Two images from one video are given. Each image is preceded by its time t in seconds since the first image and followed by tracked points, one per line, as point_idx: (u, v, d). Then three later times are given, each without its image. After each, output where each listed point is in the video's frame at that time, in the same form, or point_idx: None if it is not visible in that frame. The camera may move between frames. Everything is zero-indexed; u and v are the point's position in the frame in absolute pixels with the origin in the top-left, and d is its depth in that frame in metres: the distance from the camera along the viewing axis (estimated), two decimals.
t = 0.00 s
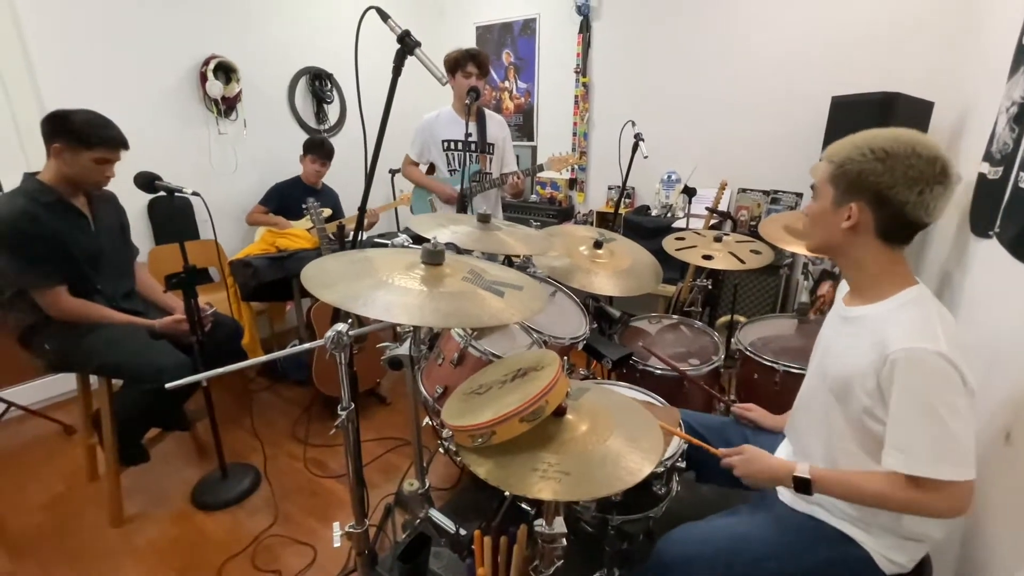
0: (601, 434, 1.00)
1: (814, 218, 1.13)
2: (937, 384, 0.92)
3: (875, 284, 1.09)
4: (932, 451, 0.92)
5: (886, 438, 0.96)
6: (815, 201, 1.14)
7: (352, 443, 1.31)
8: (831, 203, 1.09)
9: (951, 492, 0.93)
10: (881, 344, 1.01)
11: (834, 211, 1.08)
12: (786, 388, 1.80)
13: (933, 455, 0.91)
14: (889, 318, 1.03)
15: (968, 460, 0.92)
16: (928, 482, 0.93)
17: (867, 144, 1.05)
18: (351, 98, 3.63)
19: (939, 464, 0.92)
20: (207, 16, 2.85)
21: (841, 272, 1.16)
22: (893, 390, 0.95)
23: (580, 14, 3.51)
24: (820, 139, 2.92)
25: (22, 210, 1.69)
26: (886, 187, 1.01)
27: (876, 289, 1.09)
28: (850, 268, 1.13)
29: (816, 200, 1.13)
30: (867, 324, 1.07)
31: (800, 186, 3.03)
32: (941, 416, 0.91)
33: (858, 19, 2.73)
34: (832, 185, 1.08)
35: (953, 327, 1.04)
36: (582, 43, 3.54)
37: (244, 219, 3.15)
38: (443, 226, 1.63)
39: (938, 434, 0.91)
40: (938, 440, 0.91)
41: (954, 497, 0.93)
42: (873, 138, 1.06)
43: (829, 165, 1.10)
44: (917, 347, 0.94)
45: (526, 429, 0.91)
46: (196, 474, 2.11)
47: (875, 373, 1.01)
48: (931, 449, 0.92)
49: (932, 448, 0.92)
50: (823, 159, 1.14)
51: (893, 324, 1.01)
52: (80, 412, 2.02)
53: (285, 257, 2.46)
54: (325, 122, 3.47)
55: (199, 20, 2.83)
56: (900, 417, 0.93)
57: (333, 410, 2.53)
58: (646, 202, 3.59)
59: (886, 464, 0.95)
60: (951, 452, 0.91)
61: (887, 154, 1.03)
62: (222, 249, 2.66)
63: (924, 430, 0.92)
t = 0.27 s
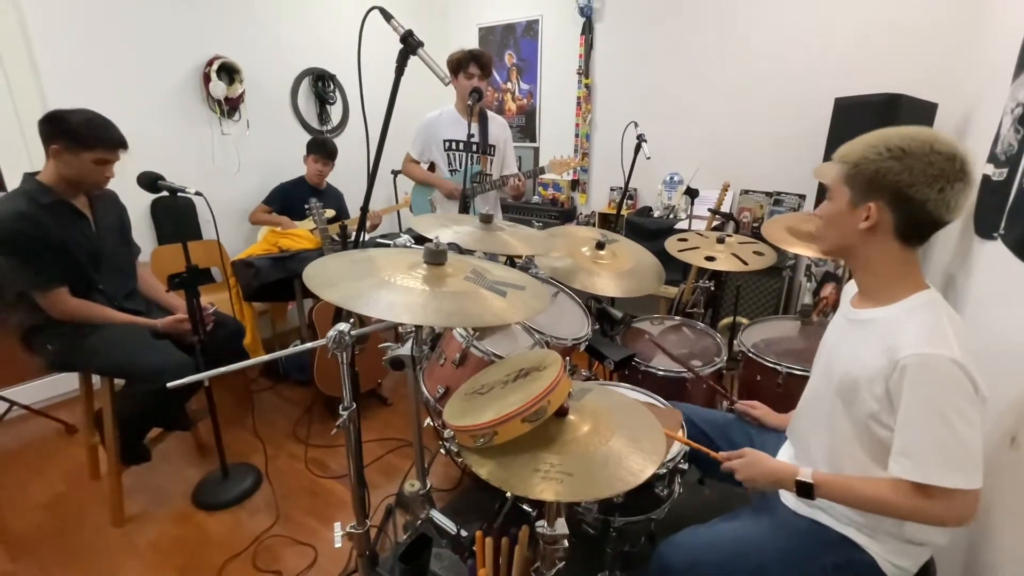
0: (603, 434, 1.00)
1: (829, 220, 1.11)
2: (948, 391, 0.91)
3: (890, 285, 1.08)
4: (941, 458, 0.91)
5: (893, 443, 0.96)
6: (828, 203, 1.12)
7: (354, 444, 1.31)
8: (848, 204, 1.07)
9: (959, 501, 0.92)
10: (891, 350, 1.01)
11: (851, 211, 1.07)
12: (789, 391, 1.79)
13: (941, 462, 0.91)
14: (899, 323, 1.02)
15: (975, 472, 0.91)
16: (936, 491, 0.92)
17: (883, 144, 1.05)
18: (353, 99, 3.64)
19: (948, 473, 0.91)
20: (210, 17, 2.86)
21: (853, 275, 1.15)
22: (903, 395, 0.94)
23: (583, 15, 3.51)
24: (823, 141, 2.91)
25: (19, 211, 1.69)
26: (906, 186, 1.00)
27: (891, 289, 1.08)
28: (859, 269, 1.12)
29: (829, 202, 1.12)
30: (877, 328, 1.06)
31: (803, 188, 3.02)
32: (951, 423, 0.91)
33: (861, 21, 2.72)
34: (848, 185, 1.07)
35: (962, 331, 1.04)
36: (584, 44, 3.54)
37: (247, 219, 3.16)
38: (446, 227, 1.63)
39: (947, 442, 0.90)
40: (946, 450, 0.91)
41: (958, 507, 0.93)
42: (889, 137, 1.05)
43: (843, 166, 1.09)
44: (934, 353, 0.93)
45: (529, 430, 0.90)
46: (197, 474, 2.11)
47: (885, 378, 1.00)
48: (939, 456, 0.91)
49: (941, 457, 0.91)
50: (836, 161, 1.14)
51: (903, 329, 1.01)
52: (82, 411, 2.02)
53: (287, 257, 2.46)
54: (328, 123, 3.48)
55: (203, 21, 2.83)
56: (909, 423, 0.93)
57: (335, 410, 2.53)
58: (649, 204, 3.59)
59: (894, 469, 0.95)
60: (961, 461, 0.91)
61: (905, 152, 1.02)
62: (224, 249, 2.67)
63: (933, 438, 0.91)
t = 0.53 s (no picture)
0: (604, 435, 1.00)
1: (837, 220, 1.10)
2: (960, 387, 0.91)
3: (895, 284, 1.08)
4: (955, 456, 0.90)
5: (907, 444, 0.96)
6: (837, 202, 1.10)
7: (355, 445, 1.31)
8: (863, 203, 1.06)
9: (975, 499, 0.91)
10: (899, 350, 1.00)
11: (867, 210, 1.05)
12: (791, 393, 1.79)
13: (955, 460, 0.90)
14: (905, 323, 1.02)
15: (991, 466, 0.91)
16: (950, 488, 0.92)
17: (901, 142, 1.04)
18: (356, 100, 3.64)
19: (963, 469, 0.90)
20: (213, 19, 2.87)
21: (854, 273, 1.14)
22: (914, 395, 0.94)
23: (585, 17, 3.51)
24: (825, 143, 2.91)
25: (22, 211, 1.70)
26: (929, 185, 1.00)
27: (894, 288, 1.08)
28: (862, 270, 1.11)
29: (838, 200, 1.10)
30: (882, 328, 1.06)
31: (805, 190, 3.02)
32: (965, 420, 0.90)
33: (864, 23, 2.72)
34: (864, 183, 1.06)
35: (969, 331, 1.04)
36: (586, 46, 3.55)
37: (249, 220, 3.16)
38: (447, 227, 1.63)
39: (960, 439, 0.90)
40: (959, 447, 0.90)
41: (976, 504, 0.92)
42: (906, 136, 1.05)
43: (855, 165, 1.08)
44: (946, 349, 0.93)
45: (530, 430, 0.91)
46: (198, 474, 2.11)
47: (894, 379, 1.00)
48: (953, 454, 0.90)
49: (955, 454, 0.90)
50: (844, 159, 1.12)
51: (910, 328, 1.01)
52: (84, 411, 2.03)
53: (289, 258, 2.46)
54: (330, 124, 3.48)
55: (206, 22, 2.84)
56: (922, 421, 0.92)
57: (336, 411, 2.54)
58: (651, 205, 3.59)
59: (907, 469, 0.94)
60: (975, 458, 0.90)
61: (926, 151, 1.02)
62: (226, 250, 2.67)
63: (946, 436, 0.91)
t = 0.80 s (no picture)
0: (605, 436, 1.00)
1: (852, 228, 1.09)
2: (980, 396, 0.90)
3: (915, 289, 1.07)
4: (970, 467, 0.90)
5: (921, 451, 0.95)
6: (848, 210, 1.10)
7: (357, 444, 1.31)
8: (876, 209, 1.05)
9: (986, 514, 0.91)
10: (918, 356, 1.00)
11: (881, 216, 1.05)
12: (793, 395, 1.79)
13: (970, 472, 0.90)
14: (925, 330, 1.01)
15: (1005, 479, 0.90)
16: (964, 501, 0.91)
17: (909, 145, 1.03)
18: (358, 102, 3.65)
19: (977, 482, 0.90)
20: (216, 20, 2.88)
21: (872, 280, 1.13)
22: (933, 402, 0.93)
23: (587, 18, 3.52)
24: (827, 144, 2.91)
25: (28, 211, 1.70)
26: (942, 187, 0.99)
27: (916, 295, 1.06)
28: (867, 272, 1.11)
29: (851, 207, 1.09)
30: (901, 334, 1.05)
31: (807, 191, 3.02)
32: (981, 431, 0.90)
33: (866, 25, 2.72)
34: (875, 189, 1.05)
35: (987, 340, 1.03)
36: (588, 48, 3.55)
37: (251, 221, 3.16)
38: (449, 228, 1.63)
39: (976, 451, 0.89)
40: (974, 458, 0.89)
41: (989, 518, 0.91)
42: (910, 138, 1.04)
43: (865, 171, 1.07)
44: (967, 357, 0.92)
45: (532, 431, 0.90)
46: (200, 474, 2.12)
47: (912, 385, 1.00)
48: (968, 465, 0.90)
49: (970, 465, 0.90)
50: (853, 166, 1.12)
51: (930, 334, 1.00)
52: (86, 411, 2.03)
53: (290, 258, 2.46)
54: (333, 125, 3.48)
55: (209, 23, 2.85)
56: (939, 430, 0.92)
57: (338, 412, 2.54)
58: (652, 207, 3.59)
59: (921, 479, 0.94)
60: (990, 471, 0.89)
61: (936, 152, 1.01)
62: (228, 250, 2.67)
63: (962, 447, 0.90)
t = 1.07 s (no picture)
0: (607, 437, 1.00)
1: (860, 230, 1.08)
2: (973, 395, 0.90)
3: (921, 291, 1.06)
4: (955, 466, 0.90)
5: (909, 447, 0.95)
6: (854, 210, 1.09)
7: (357, 445, 1.31)
8: (885, 212, 1.04)
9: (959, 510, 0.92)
10: (917, 355, 1.00)
11: (889, 218, 1.04)
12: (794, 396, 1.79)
13: (955, 470, 0.90)
14: (924, 330, 1.02)
15: (982, 481, 0.91)
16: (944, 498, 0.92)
17: (919, 146, 1.02)
18: (360, 103, 3.65)
19: (961, 481, 0.90)
20: (219, 21, 2.88)
21: (876, 280, 1.13)
22: (928, 400, 0.93)
23: (588, 19, 3.52)
24: (829, 145, 2.91)
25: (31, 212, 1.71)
26: (953, 189, 0.98)
27: (923, 296, 1.06)
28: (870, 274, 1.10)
29: (858, 208, 1.08)
30: (900, 334, 1.06)
31: (808, 192, 3.01)
32: (970, 430, 0.90)
33: (867, 26, 2.72)
34: (884, 191, 1.04)
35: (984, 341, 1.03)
36: (589, 49, 3.55)
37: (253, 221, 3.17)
38: (450, 229, 1.64)
39: (964, 449, 0.90)
40: (960, 457, 0.90)
41: (959, 515, 0.93)
42: (920, 138, 1.03)
43: (874, 172, 1.06)
44: (966, 358, 0.92)
45: (533, 432, 0.91)
46: (201, 475, 2.12)
47: (907, 385, 1.00)
48: (954, 464, 0.90)
49: (956, 464, 0.90)
50: (861, 165, 1.11)
51: (929, 335, 1.00)
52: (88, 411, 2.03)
53: (292, 259, 2.47)
54: (334, 126, 3.49)
55: (211, 24, 2.85)
56: (932, 428, 0.92)
57: (339, 413, 2.54)
58: (653, 208, 3.59)
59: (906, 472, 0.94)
60: (972, 469, 0.90)
61: (946, 153, 1.00)
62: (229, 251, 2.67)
63: (951, 444, 0.90)
